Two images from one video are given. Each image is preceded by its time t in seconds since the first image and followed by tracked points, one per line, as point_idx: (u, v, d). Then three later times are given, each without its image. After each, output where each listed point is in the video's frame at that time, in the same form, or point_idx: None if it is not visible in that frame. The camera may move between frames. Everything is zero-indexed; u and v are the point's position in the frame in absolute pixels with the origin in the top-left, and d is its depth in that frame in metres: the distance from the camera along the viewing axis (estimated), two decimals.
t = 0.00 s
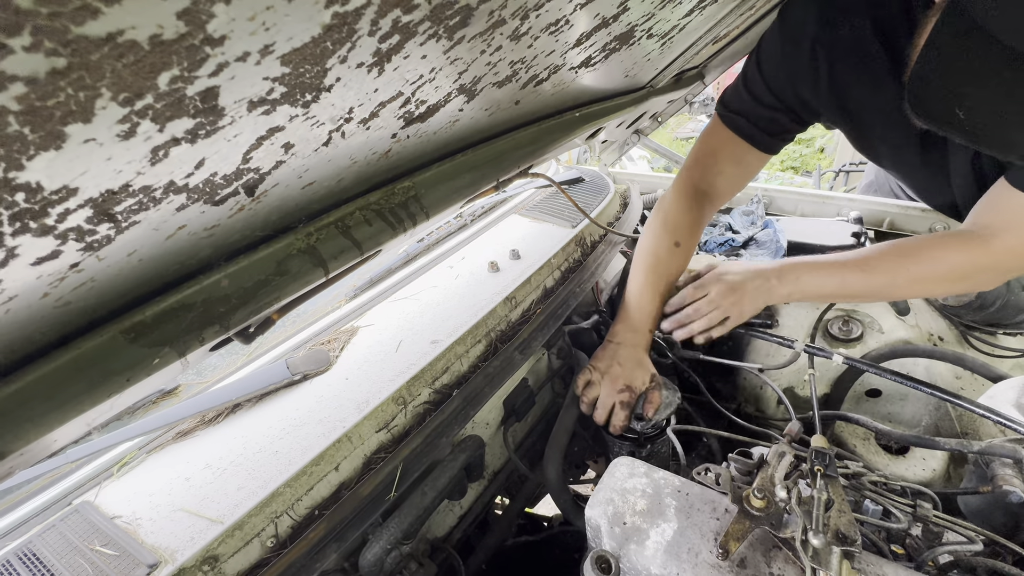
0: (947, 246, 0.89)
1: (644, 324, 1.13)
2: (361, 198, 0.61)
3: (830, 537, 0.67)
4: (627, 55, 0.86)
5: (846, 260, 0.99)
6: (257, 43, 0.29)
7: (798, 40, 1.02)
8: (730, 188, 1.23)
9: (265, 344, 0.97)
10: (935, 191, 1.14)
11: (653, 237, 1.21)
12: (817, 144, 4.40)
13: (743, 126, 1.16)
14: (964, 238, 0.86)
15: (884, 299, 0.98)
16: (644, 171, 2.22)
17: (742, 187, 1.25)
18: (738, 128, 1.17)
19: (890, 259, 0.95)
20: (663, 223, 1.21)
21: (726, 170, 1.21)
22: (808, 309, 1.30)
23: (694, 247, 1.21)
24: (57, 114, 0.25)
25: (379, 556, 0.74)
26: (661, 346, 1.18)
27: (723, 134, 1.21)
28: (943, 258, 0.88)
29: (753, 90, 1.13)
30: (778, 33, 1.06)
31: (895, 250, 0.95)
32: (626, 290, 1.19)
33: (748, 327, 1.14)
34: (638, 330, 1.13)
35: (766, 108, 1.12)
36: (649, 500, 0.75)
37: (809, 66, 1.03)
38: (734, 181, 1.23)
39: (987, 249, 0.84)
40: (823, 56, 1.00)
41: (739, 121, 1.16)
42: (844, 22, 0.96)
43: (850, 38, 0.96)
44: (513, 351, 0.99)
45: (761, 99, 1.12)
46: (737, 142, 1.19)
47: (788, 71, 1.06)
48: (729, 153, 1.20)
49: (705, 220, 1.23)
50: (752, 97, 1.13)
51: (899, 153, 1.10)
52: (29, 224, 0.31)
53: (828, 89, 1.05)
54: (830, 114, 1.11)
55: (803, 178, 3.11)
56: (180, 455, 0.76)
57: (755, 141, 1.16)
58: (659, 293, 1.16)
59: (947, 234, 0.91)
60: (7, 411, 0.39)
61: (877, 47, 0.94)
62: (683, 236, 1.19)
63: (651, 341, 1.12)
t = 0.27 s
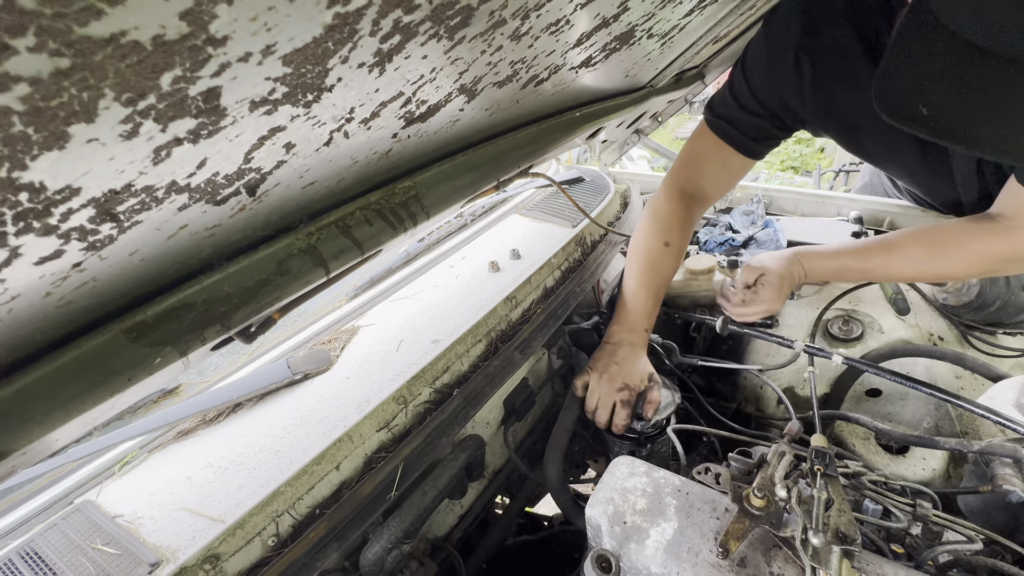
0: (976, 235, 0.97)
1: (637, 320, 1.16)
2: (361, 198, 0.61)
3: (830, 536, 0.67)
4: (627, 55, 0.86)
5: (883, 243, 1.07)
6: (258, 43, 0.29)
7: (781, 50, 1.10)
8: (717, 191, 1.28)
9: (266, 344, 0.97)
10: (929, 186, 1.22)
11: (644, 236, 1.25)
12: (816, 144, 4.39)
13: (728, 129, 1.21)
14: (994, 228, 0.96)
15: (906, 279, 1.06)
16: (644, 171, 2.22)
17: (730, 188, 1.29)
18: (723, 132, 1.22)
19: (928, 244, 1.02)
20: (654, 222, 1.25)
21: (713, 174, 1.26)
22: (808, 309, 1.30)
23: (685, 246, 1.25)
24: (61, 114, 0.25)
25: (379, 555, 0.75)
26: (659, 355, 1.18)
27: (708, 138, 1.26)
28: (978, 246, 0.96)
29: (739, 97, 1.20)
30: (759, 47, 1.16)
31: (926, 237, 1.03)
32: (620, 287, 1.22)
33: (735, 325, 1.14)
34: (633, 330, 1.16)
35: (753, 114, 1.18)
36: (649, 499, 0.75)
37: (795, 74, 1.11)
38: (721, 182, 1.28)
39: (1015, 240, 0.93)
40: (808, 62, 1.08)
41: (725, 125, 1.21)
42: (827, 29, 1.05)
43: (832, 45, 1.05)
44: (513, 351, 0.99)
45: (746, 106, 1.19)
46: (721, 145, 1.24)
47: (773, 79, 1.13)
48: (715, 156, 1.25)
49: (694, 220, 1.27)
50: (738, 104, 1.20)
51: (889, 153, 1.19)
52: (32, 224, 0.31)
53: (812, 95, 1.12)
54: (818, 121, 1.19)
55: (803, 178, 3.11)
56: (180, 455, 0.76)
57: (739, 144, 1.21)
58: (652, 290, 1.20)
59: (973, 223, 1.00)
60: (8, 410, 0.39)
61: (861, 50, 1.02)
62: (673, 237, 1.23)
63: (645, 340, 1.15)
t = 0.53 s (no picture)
0: (940, 234, 0.93)
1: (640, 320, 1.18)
2: (360, 198, 0.61)
3: (831, 537, 0.66)
4: (627, 55, 0.86)
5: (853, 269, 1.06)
6: (255, 42, 0.29)
7: (784, 46, 1.06)
8: (721, 191, 1.29)
9: (265, 344, 0.97)
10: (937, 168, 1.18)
11: (649, 236, 1.26)
12: (816, 144, 4.39)
13: (733, 130, 1.19)
14: (954, 222, 0.91)
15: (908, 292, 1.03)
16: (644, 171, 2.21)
17: (734, 188, 1.29)
18: (728, 132, 1.20)
19: (889, 262, 1.00)
20: (658, 223, 1.26)
21: (718, 176, 1.26)
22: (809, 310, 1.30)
23: (689, 247, 1.26)
24: (56, 114, 0.25)
25: (378, 556, 0.74)
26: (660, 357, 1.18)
27: (714, 138, 1.24)
28: (943, 248, 0.92)
29: (743, 95, 1.16)
30: (763, 44, 1.11)
31: (892, 251, 1.01)
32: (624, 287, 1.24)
33: (736, 325, 1.12)
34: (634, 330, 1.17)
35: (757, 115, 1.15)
36: (649, 500, 0.75)
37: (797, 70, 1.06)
38: (725, 183, 1.27)
39: (979, 227, 0.88)
40: (810, 57, 1.03)
41: (730, 125, 1.19)
42: (828, 26, 0.99)
43: (832, 38, 1.00)
44: (512, 351, 0.99)
45: (752, 105, 1.15)
46: (727, 147, 1.22)
47: (776, 77, 1.09)
48: (721, 157, 1.23)
49: (698, 221, 1.28)
50: (741, 101, 1.16)
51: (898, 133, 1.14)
52: (28, 224, 0.30)
53: (816, 90, 1.07)
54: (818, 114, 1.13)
55: (803, 179, 3.11)
56: (179, 455, 0.76)
57: (745, 147, 1.19)
58: (655, 291, 1.21)
59: (936, 218, 0.95)
60: (5, 411, 0.39)
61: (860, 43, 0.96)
62: (677, 238, 1.24)
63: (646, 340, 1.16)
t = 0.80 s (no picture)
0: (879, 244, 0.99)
1: (636, 318, 1.18)
2: (360, 198, 0.61)
3: (831, 538, 0.66)
4: (627, 54, 0.86)
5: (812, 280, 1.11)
6: (253, 42, 0.29)
7: (772, 51, 1.09)
8: (714, 191, 1.30)
9: (265, 344, 0.97)
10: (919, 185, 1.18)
11: (642, 234, 1.27)
12: (817, 144, 4.39)
13: (722, 131, 1.21)
14: (891, 233, 0.97)
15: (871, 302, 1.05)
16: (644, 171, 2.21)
17: (727, 189, 1.31)
18: (717, 133, 1.22)
19: (839, 273, 1.05)
20: (652, 221, 1.27)
21: (709, 174, 1.27)
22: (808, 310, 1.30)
23: (683, 248, 1.27)
24: (53, 113, 0.25)
25: (378, 557, 0.74)
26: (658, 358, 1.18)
27: (704, 139, 1.26)
28: (881, 257, 0.98)
29: (732, 98, 1.20)
30: (755, 46, 1.13)
31: (842, 263, 1.06)
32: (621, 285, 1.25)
33: (736, 325, 1.11)
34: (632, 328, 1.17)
35: (745, 116, 1.17)
36: (649, 501, 0.75)
37: (783, 73, 1.08)
38: (718, 183, 1.29)
39: (910, 236, 0.93)
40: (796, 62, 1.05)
41: (718, 126, 1.22)
42: (813, 31, 1.01)
43: (817, 45, 1.01)
44: (512, 352, 0.99)
45: (739, 108, 1.18)
46: (717, 146, 1.24)
47: (762, 80, 1.12)
48: (711, 157, 1.26)
49: (692, 220, 1.29)
50: (730, 104, 1.19)
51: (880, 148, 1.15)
52: (26, 224, 0.30)
53: (801, 94, 1.10)
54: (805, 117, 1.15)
55: (803, 179, 3.11)
56: (179, 455, 0.76)
57: (736, 146, 1.21)
58: (650, 289, 1.22)
59: (878, 231, 1.01)
60: (2, 412, 0.39)
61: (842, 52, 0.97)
62: (671, 236, 1.25)
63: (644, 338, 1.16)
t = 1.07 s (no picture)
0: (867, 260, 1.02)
1: (629, 317, 1.18)
2: (360, 197, 0.61)
3: (831, 537, 0.66)
4: (627, 54, 0.86)
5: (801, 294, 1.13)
6: (254, 42, 0.29)
7: (760, 57, 1.11)
8: (705, 192, 1.31)
9: (265, 344, 0.97)
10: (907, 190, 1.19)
11: (634, 234, 1.27)
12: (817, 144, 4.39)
13: (711, 135, 1.23)
14: (879, 250, 1.00)
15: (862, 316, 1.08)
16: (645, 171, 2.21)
17: (717, 192, 1.32)
18: (706, 137, 1.24)
19: (829, 288, 1.08)
20: (645, 221, 1.27)
21: (698, 176, 1.29)
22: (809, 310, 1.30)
23: (678, 249, 1.28)
24: (55, 114, 0.25)
25: (378, 556, 0.74)
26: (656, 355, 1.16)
27: (694, 142, 1.28)
28: (871, 273, 1.01)
29: (721, 103, 1.22)
30: (742, 52, 1.16)
31: (828, 277, 1.09)
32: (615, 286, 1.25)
33: (736, 325, 1.11)
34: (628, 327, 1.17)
35: (733, 119, 1.19)
36: (649, 500, 0.75)
37: (771, 78, 1.11)
38: (708, 186, 1.30)
39: (898, 253, 0.97)
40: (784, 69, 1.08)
41: (706, 130, 1.24)
42: (800, 38, 1.03)
43: (804, 53, 1.04)
44: (512, 352, 0.99)
45: (729, 111, 1.20)
46: (706, 150, 1.26)
47: (751, 84, 1.14)
48: (701, 160, 1.27)
49: (684, 223, 1.30)
50: (719, 109, 1.22)
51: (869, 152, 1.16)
52: (27, 224, 0.30)
53: (789, 100, 1.12)
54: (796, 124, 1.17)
55: (803, 179, 3.11)
56: (179, 455, 0.76)
57: (725, 150, 1.23)
58: (644, 288, 1.21)
59: (863, 247, 1.04)
60: (3, 411, 0.39)
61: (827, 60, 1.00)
62: (663, 236, 1.25)
63: (641, 335, 1.16)
